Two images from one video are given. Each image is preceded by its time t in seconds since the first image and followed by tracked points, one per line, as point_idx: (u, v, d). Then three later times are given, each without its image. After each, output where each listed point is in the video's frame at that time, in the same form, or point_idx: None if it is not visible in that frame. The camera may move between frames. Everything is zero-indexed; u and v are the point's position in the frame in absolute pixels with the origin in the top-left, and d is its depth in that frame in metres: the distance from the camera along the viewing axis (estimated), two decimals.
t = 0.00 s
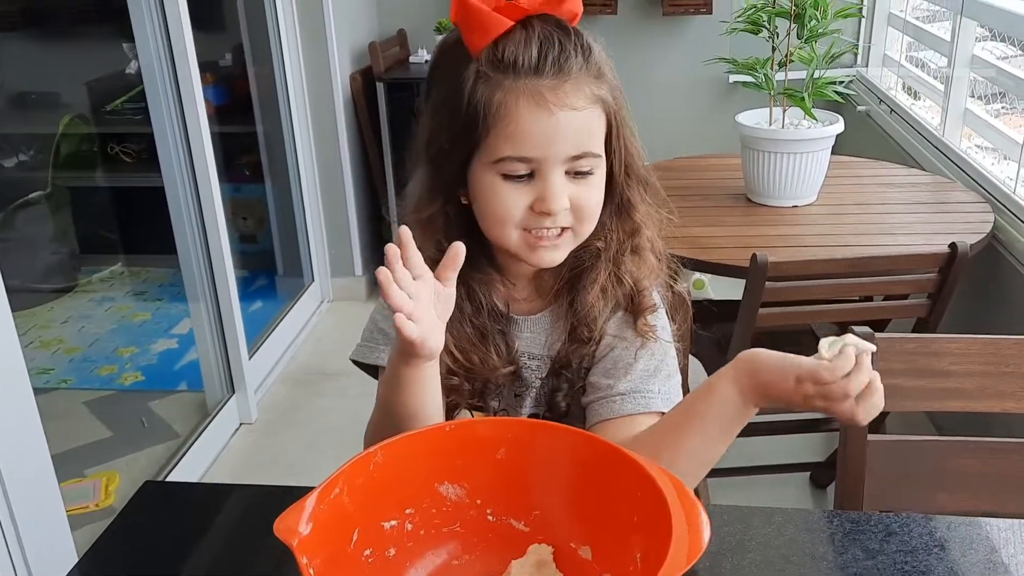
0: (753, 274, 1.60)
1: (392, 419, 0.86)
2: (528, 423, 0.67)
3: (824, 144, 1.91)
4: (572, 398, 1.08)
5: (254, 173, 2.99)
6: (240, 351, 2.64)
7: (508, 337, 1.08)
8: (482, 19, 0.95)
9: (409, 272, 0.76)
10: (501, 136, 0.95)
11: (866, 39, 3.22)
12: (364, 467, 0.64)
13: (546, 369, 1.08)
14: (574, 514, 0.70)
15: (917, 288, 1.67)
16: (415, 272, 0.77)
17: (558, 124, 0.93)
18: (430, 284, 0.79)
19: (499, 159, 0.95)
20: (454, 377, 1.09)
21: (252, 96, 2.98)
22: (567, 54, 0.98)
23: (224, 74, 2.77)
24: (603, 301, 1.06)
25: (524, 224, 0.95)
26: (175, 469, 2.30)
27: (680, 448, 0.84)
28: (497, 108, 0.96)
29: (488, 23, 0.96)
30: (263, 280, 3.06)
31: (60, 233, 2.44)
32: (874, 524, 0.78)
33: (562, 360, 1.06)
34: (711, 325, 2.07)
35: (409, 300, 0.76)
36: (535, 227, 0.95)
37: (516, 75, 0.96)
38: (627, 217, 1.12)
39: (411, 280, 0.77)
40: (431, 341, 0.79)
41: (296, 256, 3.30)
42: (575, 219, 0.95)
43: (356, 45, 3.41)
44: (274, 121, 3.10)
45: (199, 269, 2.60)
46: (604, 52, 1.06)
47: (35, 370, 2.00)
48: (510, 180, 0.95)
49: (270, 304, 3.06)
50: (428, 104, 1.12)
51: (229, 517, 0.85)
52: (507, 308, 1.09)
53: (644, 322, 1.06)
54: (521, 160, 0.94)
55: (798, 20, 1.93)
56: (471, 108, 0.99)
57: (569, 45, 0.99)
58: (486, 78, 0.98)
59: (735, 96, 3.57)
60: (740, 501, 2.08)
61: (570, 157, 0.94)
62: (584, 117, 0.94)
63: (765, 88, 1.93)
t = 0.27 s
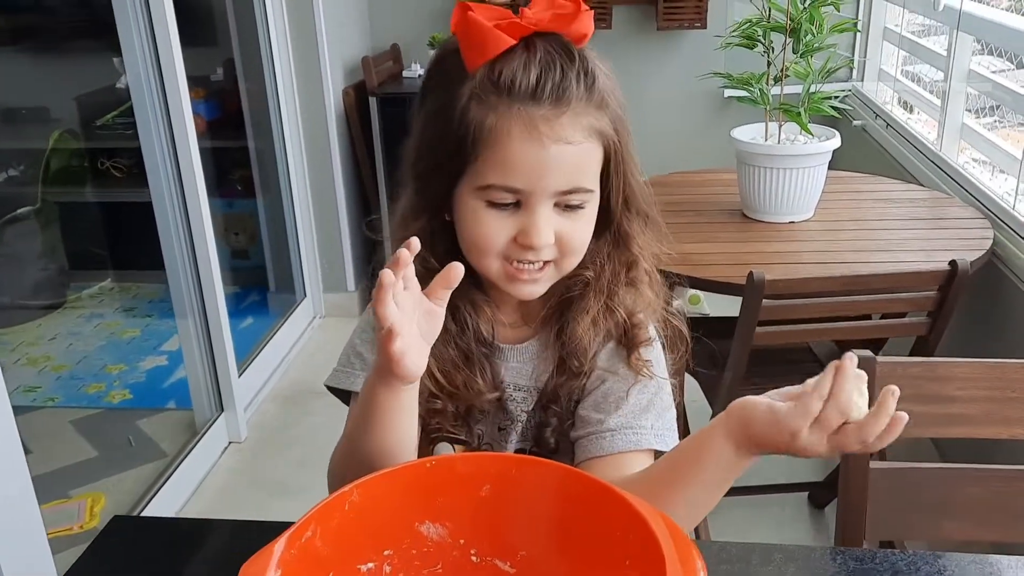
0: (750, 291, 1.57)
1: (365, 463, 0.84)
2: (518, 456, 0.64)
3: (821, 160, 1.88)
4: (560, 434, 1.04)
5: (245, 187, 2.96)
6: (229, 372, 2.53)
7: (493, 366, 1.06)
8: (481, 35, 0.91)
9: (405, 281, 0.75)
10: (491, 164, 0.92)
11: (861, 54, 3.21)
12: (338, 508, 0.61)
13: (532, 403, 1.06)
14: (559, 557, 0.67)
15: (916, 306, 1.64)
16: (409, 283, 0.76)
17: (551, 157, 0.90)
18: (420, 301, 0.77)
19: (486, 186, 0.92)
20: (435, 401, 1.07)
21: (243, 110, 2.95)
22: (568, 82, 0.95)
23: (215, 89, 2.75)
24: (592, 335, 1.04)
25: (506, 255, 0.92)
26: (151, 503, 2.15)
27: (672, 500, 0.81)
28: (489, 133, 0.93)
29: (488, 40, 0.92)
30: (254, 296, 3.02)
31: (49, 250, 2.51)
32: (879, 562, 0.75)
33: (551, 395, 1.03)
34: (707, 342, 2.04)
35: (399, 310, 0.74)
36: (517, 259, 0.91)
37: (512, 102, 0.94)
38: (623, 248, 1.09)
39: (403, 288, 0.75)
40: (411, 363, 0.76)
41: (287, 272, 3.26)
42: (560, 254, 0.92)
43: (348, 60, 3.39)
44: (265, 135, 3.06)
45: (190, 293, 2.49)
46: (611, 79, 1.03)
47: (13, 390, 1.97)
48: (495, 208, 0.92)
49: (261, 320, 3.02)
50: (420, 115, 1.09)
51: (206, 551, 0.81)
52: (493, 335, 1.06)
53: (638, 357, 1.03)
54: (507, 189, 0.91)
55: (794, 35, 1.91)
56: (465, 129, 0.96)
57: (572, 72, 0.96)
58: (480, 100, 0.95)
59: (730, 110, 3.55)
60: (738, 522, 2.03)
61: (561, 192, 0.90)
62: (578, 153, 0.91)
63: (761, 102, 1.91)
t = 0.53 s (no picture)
0: (744, 292, 1.53)
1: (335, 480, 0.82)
2: (498, 469, 0.60)
3: (815, 158, 1.85)
4: (549, 450, 1.01)
5: (232, 187, 2.91)
6: (213, 376, 2.47)
7: (474, 378, 1.03)
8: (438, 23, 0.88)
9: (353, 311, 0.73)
10: (453, 161, 0.88)
11: (855, 52, 3.19)
12: (309, 527, 0.58)
13: (518, 416, 1.02)
14: None
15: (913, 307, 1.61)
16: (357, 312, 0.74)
17: (513, 151, 0.85)
18: (369, 328, 0.76)
19: (447, 184, 0.88)
20: (412, 416, 1.01)
21: (229, 109, 2.90)
22: (528, 70, 0.91)
23: (201, 87, 2.69)
24: (576, 347, 0.99)
25: (472, 258, 0.88)
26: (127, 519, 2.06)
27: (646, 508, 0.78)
28: (450, 128, 0.89)
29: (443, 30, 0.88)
30: (241, 298, 2.97)
31: (34, 251, 2.50)
32: None
33: (537, 410, 1.00)
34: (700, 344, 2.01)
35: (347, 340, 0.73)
36: (484, 262, 0.87)
37: (470, 94, 0.89)
38: (608, 252, 1.05)
39: (351, 317, 0.73)
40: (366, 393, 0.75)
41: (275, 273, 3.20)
42: (527, 255, 0.87)
43: (337, 58, 3.34)
44: (252, 135, 3.01)
45: (172, 294, 2.45)
46: (583, 67, 0.98)
47: None
48: (458, 208, 0.87)
49: (249, 322, 2.97)
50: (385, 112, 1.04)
51: (175, 568, 0.77)
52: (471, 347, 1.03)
53: (626, 370, 0.98)
54: (470, 188, 0.86)
55: (788, 30, 1.87)
56: (427, 126, 0.92)
57: (535, 59, 0.91)
58: (439, 94, 0.91)
59: (724, 107, 3.51)
60: (732, 526, 2.00)
61: (527, 189, 0.86)
62: (542, 145, 0.87)
63: (755, 100, 1.87)
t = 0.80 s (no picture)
0: (736, 293, 1.52)
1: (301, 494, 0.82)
2: (481, 481, 0.59)
3: (806, 158, 1.84)
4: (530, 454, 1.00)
5: (221, 189, 2.88)
6: (203, 378, 2.47)
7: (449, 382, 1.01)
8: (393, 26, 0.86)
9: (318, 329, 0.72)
10: (413, 164, 0.86)
11: (845, 51, 3.19)
12: (294, 542, 0.56)
13: (495, 418, 1.01)
14: None
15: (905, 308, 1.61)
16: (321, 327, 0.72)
17: (474, 152, 0.84)
18: (335, 344, 0.74)
19: (409, 188, 0.86)
20: (385, 421, 1.00)
21: (218, 110, 2.87)
22: (486, 68, 0.89)
23: (188, 88, 2.67)
24: (551, 348, 0.98)
25: (436, 263, 0.86)
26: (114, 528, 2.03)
27: (611, 503, 0.79)
28: (408, 129, 0.88)
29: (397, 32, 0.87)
30: (231, 300, 2.95)
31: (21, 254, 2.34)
32: None
33: (516, 413, 0.99)
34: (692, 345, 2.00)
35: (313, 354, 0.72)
36: (447, 266, 0.86)
37: (428, 96, 0.88)
38: (578, 252, 1.03)
39: (314, 331, 0.72)
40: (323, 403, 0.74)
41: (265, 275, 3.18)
42: (493, 258, 0.86)
43: (325, 58, 3.32)
44: (240, 136, 2.98)
45: (160, 293, 2.44)
46: (544, 64, 0.97)
47: None
48: (421, 212, 0.86)
49: (238, 325, 2.95)
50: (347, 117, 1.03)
51: None
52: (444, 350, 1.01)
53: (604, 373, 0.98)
54: (432, 191, 0.85)
55: (778, 30, 1.87)
56: (387, 130, 0.90)
57: (493, 58, 0.90)
58: (397, 96, 0.90)
59: (714, 106, 3.51)
60: (726, 528, 1.99)
61: (489, 191, 0.85)
62: (503, 147, 0.86)
63: (746, 99, 1.87)
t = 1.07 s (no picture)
0: (733, 290, 1.52)
1: (307, 490, 0.82)
2: (480, 480, 0.59)
3: (802, 154, 1.84)
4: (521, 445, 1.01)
5: (214, 188, 2.87)
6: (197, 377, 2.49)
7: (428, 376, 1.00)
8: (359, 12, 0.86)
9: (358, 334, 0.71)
10: (381, 147, 0.85)
11: (840, 47, 3.19)
12: (291, 544, 0.56)
13: (476, 411, 1.00)
14: None
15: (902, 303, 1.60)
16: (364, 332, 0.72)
17: (442, 131, 0.83)
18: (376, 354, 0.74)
19: (379, 171, 0.84)
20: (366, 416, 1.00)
21: (210, 109, 2.85)
22: (451, 49, 0.89)
23: (181, 86, 2.65)
24: (530, 337, 0.98)
25: (409, 249, 0.84)
26: (109, 529, 2.02)
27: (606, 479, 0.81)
28: (376, 112, 0.86)
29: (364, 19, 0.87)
30: (225, 299, 2.94)
31: (12, 254, 2.21)
32: None
33: (499, 405, 0.98)
34: (689, 341, 2.00)
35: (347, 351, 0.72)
36: (421, 250, 0.84)
37: (396, 78, 0.87)
38: (551, 241, 1.02)
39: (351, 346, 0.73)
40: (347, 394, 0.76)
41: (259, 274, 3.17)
42: (466, 239, 0.85)
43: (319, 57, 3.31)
44: (234, 135, 2.97)
45: (152, 291, 2.44)
46: (510, 54, 0.97)
47: None
48: (391, 196, 0.84)
49: (232, 324, 2.93)
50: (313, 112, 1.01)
51: None
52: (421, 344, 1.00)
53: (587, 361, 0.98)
54: (402, 172, 0.83)
55: (773, 25, 1.86)
56: (356, 115, 0.89)
57: (459, 42, 0.90)
58: (365, 80, 0.88)
59: (709, 103, 3.51)
60: (724, 525, 1.99)
61: (459, 170, 0.83)
62: (471, 124, 0.84)
63: (742, 95, 1.86)
